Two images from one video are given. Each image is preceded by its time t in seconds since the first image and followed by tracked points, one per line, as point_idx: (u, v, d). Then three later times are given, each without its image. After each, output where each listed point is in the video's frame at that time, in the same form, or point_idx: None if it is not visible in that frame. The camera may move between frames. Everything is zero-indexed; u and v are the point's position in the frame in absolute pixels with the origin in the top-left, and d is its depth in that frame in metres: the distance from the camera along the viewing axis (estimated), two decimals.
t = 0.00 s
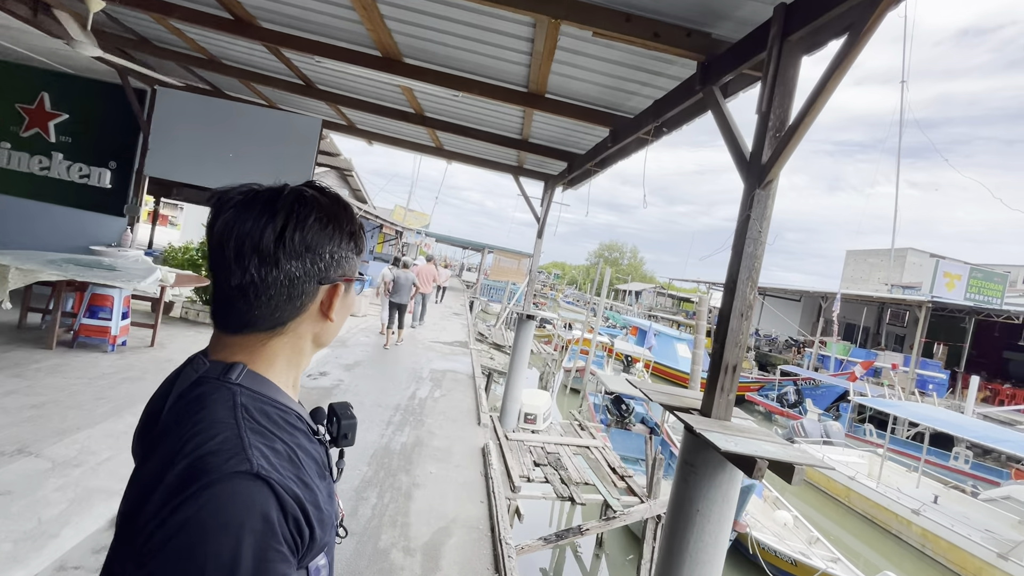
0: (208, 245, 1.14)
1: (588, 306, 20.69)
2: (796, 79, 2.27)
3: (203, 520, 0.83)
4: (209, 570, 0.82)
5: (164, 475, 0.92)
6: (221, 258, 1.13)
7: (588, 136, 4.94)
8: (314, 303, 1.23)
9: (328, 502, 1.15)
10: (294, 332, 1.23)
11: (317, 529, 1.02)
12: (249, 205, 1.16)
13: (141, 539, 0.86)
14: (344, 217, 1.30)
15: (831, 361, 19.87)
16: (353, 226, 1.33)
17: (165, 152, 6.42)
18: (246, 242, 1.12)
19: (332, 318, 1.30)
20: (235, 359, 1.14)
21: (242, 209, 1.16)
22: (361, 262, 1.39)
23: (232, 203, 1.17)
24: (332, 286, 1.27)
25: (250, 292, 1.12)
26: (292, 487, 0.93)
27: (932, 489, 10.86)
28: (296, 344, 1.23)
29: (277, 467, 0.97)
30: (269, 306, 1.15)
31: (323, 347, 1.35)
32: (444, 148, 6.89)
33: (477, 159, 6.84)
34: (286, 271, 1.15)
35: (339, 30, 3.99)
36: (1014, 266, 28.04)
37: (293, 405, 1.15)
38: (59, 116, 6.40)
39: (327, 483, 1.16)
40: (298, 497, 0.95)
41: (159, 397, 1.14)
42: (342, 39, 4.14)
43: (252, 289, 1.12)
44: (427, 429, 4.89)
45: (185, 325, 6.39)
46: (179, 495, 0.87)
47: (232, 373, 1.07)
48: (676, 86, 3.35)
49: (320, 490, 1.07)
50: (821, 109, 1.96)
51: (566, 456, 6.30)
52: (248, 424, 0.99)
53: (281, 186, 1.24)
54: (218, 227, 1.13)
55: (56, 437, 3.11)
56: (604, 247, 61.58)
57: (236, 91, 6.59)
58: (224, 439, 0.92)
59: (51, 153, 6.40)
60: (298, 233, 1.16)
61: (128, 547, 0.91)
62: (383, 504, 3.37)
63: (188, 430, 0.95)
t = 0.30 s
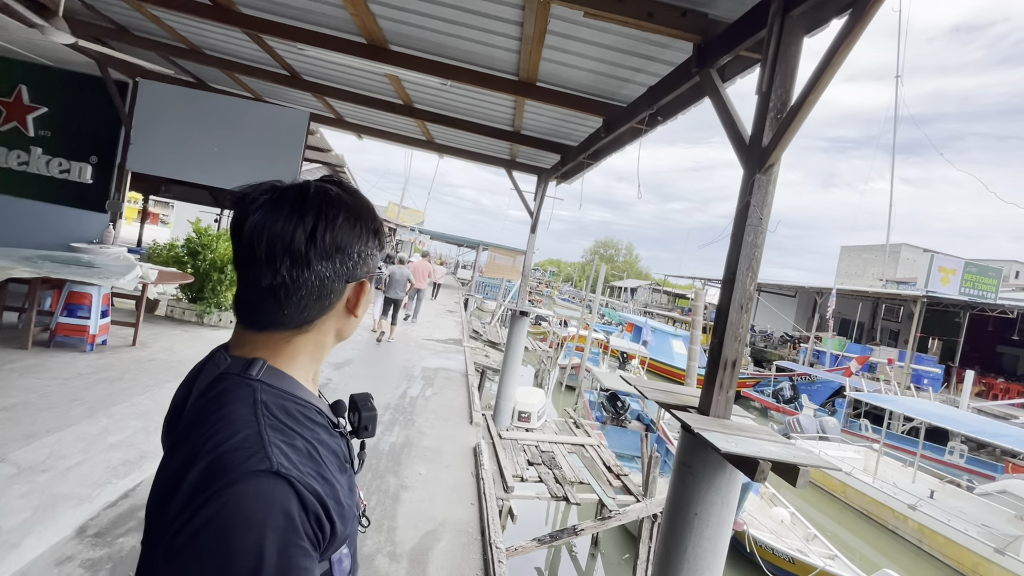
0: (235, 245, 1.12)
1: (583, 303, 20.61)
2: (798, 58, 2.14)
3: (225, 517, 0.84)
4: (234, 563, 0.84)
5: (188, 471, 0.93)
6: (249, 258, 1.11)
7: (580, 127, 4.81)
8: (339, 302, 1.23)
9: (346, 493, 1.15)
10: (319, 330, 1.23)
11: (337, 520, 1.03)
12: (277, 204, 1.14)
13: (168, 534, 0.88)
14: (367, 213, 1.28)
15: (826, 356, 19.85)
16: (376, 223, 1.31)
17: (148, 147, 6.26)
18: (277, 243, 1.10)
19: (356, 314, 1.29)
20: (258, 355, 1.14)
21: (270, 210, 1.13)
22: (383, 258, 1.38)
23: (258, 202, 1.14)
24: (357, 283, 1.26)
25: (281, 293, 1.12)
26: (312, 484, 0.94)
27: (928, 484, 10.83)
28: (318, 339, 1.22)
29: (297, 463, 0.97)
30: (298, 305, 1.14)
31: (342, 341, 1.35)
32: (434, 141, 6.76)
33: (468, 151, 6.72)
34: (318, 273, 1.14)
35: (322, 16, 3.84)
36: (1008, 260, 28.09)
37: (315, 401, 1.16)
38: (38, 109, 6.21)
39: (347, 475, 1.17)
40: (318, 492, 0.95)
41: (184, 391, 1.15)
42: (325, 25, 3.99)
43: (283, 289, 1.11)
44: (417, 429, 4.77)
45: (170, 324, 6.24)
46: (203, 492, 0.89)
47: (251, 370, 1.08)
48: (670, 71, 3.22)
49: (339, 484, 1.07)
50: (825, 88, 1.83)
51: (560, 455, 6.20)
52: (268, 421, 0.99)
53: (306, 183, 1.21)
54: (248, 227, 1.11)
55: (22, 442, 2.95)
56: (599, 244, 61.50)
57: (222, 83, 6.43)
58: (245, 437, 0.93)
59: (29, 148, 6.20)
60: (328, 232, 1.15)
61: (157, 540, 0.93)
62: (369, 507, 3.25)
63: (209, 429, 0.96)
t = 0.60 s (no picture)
0: (252, 236, 1.13)
1: (578, 298, 20.55)
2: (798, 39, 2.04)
3: (221, 496, 0.84)
4: (226, 543, 0.83)
5: (189, 451, 0.93)
6: (266, 250, 1.12)
7: (572, 118, 4.70)
8: (352, 294, 1.24)
9: (346, 485, 1.15)
10: (330, 322, 1.24)
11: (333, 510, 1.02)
12: (294, 199, 1.14)
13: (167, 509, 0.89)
14: (378, 208, 1.29)
15: (820, 350, 19.89)
16: (389, 219, 1.32)
17: (129, 141, 6.10)
18: (295, 237, 1.11)
19: (366, 308, 1.31)
20: (268, 342, 1.15)
21: (288, 203, 1.14)
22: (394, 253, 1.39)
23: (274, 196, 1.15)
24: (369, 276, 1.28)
25: (297, 284, 1.13)
26: (310, 471, 0.94)
27: (922, 477, 10.85)
28: (330, 332, 1.23)
29: (297, 449, 0.97)
30: (312, 297, 1.15)
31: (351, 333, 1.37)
32: (425, 134, 6.64)
33: (459, 145, 6.62)
34: (333, 266, 1.15)
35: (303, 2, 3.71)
36: (998, 254, 28.24)
37: (323, 390, 1.17)
38: (15, 103, 6.01)
39: (348, 466, 1.16)
40: (316, 480, 0.95)
41: (194, 376, 1.17)
42: (307, 12, 3.86)
43: (299, 281, 1.13)
44: (408, 428, 4.67)
45: (155, 323, 6.11)
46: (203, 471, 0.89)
47: (260, 356, 1.09)
48: (664, 58, 3.11)
49: (338, 474, 1.07)
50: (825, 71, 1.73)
51: (554, 452, 6.13)
52: (272, 406, 1.00)
53: (321, 178, 1.23)
54: (265, 221, 1.11)
55: None
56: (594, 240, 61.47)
57: (206, 76, 6.27)
58: (248, 420, 0.93)
59: (6, 143, 6.01)
60: (344, 227, 1.16)
61: (155, 516, 0.94)
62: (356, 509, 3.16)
63: (215, 410, 0.97)
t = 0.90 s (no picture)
0: (266, 247, 1.14)
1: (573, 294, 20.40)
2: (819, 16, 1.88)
3: (227, 494, 0.85)
4: (231, 542, 0.83)
5: (201, 450, 0.95)
6: (279, 259, 1.13)
7: (569, 110, 4.55)
8: (364, 300, 1.25)
9: (357, 490, 1.14)
10: (344, 326, 1.25)
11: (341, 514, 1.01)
12: (307, 208, 1.15)
13: (178, 506, 0.90)
14: (388, 214, 1.29)
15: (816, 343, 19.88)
16: (399, 226, 1.33)
17: (110, 136, 5.89)
18: (307, 246, 1.12)
19: (379, 312, 1.32)
20: (284, 346, 1.15)
21: (301, 213, 1.15)
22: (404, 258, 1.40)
23: (286, 205, 1.16)
24: (381, 282, 1.28)
25: (311, 292, 1.14)
26: (316, 472, 0.94)
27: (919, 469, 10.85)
28: (344, 336, 1.25)
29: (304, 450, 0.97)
30: (326, 303, 1.16)
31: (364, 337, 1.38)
32: (417, 128, 6.47)
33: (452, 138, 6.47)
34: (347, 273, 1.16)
35: None
36: (989, 245, 28.37)
37: (339, 396, 1.17)
38: None
39: (360, 471, 1.16)
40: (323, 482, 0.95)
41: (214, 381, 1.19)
42: None
43: (312, 289, 1.14)
44: (402, 430, 4.53)
45: (140, 325, 5.93)
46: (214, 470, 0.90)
47: (273, 359, 1.09)
48: (668, 43, 2.95)
49: (347, 478, 1.07)
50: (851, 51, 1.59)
51: (553, 452, 6.01)
52: (282, 407, 1.00)
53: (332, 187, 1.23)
54: (278, 232, 1.12)
55: None
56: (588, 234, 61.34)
57: (189, 67, 6.04)
58: (257, 420, 0.94)
59: None
60: (355, 234, 1.16)
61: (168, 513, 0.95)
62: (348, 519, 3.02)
63: (227, 411, 0.98)
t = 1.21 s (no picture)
0: (268, 239, 1.07)
1: (569, 288, 20.28)
2: None
3: (226, 481, 0.83)
4: (229, 529, 0.81)
5: (207, 435, 0.93)
6: (282, 252, 1.06)
7: (568, 99, 4.40)
8: (368, 294, 1.17)
9: (364, 481, 1.10)
10: (349, 319, 1.17)
11: (345, 506, 0.98)
12: (308, 200, 1.07)
13: (184, 490, 0.89)
14: (393, 206, 1.20)
15: (811, 335, 19.89)
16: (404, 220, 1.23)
17: (90, 130, 5.68)
18: (308, 239, 1.04)
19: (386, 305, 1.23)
20: (289, 339, 1.09)
21: (302, 206, 1.07)
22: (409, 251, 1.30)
23: (287, 199, 1.08)
24: (386, 274, 1.19)
25: (315, 283, 1.06)
26: (317, 462, 0.91)
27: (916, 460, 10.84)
28: (348, 327, 1.16)
29: (308, 440, 0.94)
30: (329, 296, 1.09)
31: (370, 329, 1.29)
32: (409, 120, 6.30)
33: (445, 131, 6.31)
34: (349, 266, 1.08)
35: None
36: (980, 235, 28.49)
37: (347, 389, 1.12)
38: None
39: (369, 463, 1.12)
40: (326, 473, 0.92)
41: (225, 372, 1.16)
42: None
43: (317, 281, 1.06)
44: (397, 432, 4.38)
45: (125, 326, 5.73)
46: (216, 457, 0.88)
47: (279, 352, 1.04)
48: (674, 25, 2.80)
49: (353, 470, 1.03)
50: (886, 27, 1.45)
51: (552, 451, 5.89)
52: (287, 395, 0.97)
53: (335, 180, 1.15)
54: (281, 226, 1.05)
55: None
56: (582, 228, 61.24)
57: (172, 58, 5.82)
58: (259, 409, 0.91)
59: None
60: (358, 226, 1.08)
61: (173, 499, 0.94)
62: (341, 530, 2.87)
63: (233, 399, 0.96)
